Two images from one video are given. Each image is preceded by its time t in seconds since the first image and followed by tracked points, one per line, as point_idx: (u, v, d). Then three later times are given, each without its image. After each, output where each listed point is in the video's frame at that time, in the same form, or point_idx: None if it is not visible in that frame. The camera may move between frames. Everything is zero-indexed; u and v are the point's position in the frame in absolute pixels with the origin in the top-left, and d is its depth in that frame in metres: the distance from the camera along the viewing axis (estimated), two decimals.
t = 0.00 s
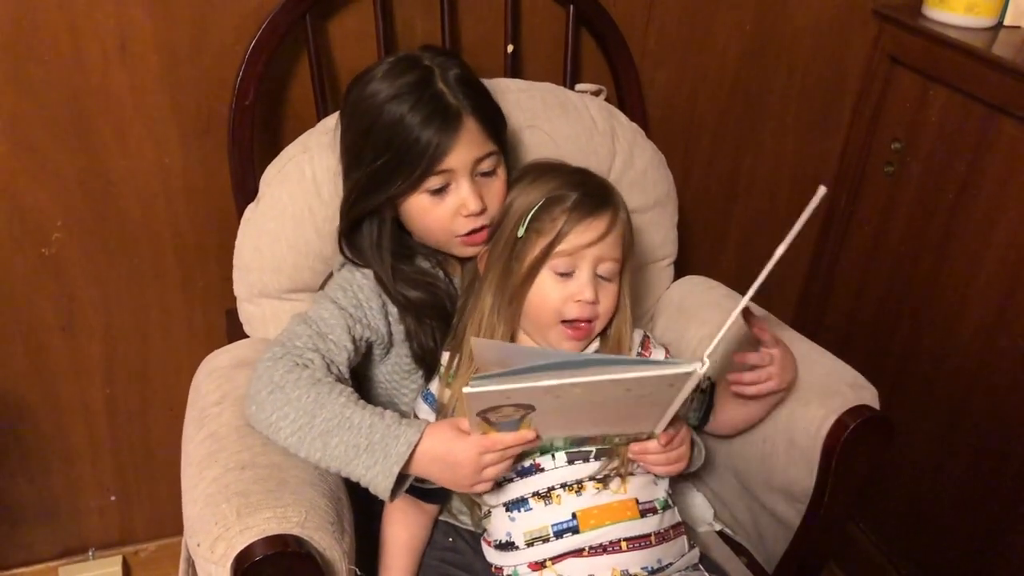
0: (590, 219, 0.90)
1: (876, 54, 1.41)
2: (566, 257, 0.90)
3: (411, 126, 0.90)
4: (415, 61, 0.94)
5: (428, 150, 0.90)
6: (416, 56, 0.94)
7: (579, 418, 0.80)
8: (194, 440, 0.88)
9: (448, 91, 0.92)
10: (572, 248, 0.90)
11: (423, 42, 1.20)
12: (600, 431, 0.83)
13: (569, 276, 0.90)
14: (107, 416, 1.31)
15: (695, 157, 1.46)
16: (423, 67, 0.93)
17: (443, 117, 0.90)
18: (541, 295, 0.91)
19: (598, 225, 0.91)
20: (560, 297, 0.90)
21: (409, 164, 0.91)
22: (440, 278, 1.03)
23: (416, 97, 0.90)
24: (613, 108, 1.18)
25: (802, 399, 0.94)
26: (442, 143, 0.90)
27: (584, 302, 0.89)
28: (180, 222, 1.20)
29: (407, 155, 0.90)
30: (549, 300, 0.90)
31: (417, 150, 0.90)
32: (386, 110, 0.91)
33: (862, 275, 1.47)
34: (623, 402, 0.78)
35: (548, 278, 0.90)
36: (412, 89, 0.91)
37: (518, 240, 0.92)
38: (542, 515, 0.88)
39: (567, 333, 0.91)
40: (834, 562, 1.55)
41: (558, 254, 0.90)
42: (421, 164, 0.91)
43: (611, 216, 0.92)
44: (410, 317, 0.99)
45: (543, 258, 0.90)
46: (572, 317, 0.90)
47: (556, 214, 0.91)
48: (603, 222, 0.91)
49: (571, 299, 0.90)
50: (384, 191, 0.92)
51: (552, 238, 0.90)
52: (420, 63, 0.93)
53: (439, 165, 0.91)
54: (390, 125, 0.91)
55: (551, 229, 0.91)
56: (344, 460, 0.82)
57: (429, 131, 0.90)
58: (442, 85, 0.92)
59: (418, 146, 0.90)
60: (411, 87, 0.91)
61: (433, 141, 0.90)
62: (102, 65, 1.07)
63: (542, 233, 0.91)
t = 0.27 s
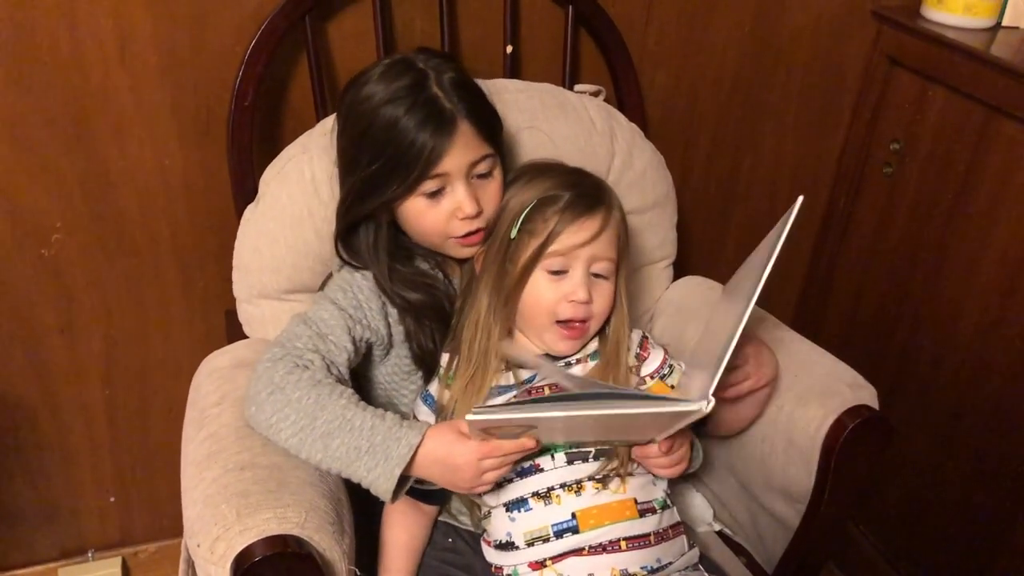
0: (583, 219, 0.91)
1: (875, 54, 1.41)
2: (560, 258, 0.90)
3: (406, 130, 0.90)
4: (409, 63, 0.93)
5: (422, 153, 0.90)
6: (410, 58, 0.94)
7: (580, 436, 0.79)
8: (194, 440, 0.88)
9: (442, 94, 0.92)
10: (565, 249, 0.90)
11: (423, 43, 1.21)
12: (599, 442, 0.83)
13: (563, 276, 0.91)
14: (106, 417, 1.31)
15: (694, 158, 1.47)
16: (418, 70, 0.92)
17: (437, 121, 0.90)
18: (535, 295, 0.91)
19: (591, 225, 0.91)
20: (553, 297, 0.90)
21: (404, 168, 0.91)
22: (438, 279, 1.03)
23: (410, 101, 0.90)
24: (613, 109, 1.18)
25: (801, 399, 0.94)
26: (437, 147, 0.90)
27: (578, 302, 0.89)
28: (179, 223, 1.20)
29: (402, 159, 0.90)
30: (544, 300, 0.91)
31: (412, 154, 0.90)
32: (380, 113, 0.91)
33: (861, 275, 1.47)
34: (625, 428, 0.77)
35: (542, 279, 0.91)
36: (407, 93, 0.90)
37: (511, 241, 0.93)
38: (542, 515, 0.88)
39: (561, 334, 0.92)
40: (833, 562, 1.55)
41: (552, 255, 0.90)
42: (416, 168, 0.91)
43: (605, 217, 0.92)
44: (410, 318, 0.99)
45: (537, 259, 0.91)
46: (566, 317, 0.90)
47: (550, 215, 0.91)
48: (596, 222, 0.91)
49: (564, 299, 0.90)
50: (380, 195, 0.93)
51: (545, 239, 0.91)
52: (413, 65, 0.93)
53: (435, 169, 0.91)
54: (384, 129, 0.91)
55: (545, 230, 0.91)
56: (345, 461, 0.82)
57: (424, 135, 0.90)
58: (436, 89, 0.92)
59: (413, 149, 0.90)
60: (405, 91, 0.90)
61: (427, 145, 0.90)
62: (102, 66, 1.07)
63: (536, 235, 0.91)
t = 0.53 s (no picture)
0: (575, 219, 0.90)
1: (872, 56, 1.42)
2: (554, 258, 0.89)
3: (393, 129, 0.90)
4: (395, 64, 0.94)
5: (410, 152, 0.90)
6: (396, 59, 0.94)
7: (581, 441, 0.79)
8: (192, 443, 0.88)
9: (428, 92, 0.92)
10: (559, 250, 0.89)
11: (420, 46, 1.21)
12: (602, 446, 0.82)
13: (558, 276, 0.89)
14: (104, 420, 1.31)
15: (692, 160, 1.47)
16: (405, 69, 0.93)
17: (423, 118, 0.90)
18: (529, 295, 0.90)
19: (585, 226, 0.90)
20: (548, 298, 0.89)
21: (393, 166, 0.91)
22: (433, 279, 1.03)
23: (397, 100, 0.90)
24: (610, 111, 1.19)
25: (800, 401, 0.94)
26: (423, 144, 0.90)
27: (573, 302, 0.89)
28: (177, 226, 1.20)
29: (391, 158, 0.91)
30: (538, 301, 0.90)
31: (400, 153, 0.90)
32: (368, 114, 0.91)
33: (859, 277, 1.47)
34: (625, 435, 0.76)
35: (536, 280, 0.90)
36: (393, 92, 0.91)
37: (506, 243, 0.92)
38: (539, 518, 0.88)
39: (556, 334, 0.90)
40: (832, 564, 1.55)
41: (545, 256, 0.89)
42: (405, 166, 0.91)
43: (598, 217, 0.92)
44: (407, 319, 0.99)
45: (530, 260, 0.90)
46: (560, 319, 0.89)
47: (543, 216, 0.91)
48: (590, 223, 0.91)
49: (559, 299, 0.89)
50: (370, 194, 0.93)
51: (539, 241, 0.90)
52: (399, 65, 0.93)
53: (423, 166, 0.91)
54: (371, 128, 0.91)
55: (539, 232, 0.90)
56: (344, 463, 0.82)
57: (412, 133, 0.90)
58: (423, 87, 0.92)
59: (401, 148, 0.90)
60: (391, 90, 0.91)
61: (414, 143, 0.90)
62: (99, 70, 1.07)
63: (530, 236, 0.91)
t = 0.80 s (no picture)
0: (566, 217, 0.91)
1: (870, 54, 1.42)
2: (546, 257, 0.90)
3: (383, 136, 0.90)
4: (387, 69, 0.93)
5: (401, 159, 0.90)
6: (388, 64, 0.94)
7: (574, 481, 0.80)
8: (191, 446, 0.88)
9: (419, 99, 0.91)
10: (550, 249, 0.90)
11: (417, 46, 1.21)
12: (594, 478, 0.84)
13: (550, 276, 0.90)
14: (104, 423, 1.30)
15: (690, 160, 1.47)
16: (396, 75, 0.92)
17: (415, 125, 0.90)
18: (522, 295, 0.91)
19: (575, 224, 0.91)
20: (541, 298, 0.90)
21: (384, 173, 0.91)
22: (431, 282, 1.03)
23: (388, 107, 0.90)
24: (607, 112, 1.19)
25: (799, 400, 0.94)
26: (415, 151, 0.90)
27: (565, 301, 0.89)
28: (175, 229, 1.20)
29: (382, 165, 0.91)
30: (531, 300, 0.90)
31: (392, 160, 0.90)
32: (360, 120, 0.91)
33: (858, 275, 1.47)
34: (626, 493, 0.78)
35: (529, 280, 0.91)
36: (384, 99, 0.91)
37: (498, 244, 0.93)
38: (539, 519, 0.88)
39: (551, 333, 0.91)
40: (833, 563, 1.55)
41: (537, 255, 0.90)
42: (396, 174, 0.91)
43: (588, 213, 0.92)
44: (405, 322, 1.00)
45: (522, 260, 0.91)
46: (554, 318, 0.90)
47: (534, 216, 0.91)
48: (581, 219, 0.91)
49: (551, 299, 0.89)
50: (362, 201, 0.93)
51: (531, 239, 0.91)
52: (392, 71, 0.93)
53: (414, 174, 0.91)
54: (362, 136, 0.91)
55: (530, 231, 0.91)
56: (343, 467, 0.82)
57: (402, 140, 0.90)
58: (413, 94, 0.91)
59: (392, 155, 0.90)
60: (383, 96, 0.91)
61: (405, 149, 0.90)
62: (97, 72, 1.07)
63: (520, 236, 0.91)
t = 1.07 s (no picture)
0: (549, 219, 0.91)
1: (868, 53, 1.42)
2: (529, 262, 0.91)
3: (374, 137, 0.90)
4: (381, 71, 0.93)
5: (391, 161, 0.90)
6: (384, 66, 0.94)
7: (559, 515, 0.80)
8: (191, 449, 0.88)
9: (412, 102, 0.91)
10: (534, 252, 0.91)
11: (416, 49, 1.21)
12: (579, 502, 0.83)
13: (535, 280, 0.91)
14: (104, 427, 1.31)
15: (689, 160, 1.47)
16: (391, 77, 0.92)
17: (405, 127, 0.90)
18: (510, 299, 0.92)
19: (558, 226, 0.92)
20: (529, 301, 0.91)
21: (375, 175, 0.91)
22: (430, 284, 1.03)
23: (381, 108, 0.90)
24: (606, 112, 1.19)
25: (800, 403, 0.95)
26: (406, 153, 0.90)
27: (552, 304, 0.90)
28: (175, 232, 1.20)
29: (373, 167, 0.91)
30: (519, 304, 0.92)
31: (382, 161, 0.90)
32: (353, 122, 0.91)
33: (858, 274, 1.47)
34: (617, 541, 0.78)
35: (515, 284, 0.92)
36: (380, 100, 0.91)
37: (484, 250, 0.94)
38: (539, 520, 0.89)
39: (541, 336, 0.93)
40: (834, 562, 1.54)
41: (522, 259, 0.91)
42: (385, 176, 0.91)
43: (571, 214, 0.92)
44: (404, 324, 1.00)
45: (507, 264, 0.92)
46: (542, 321, 0.91)
47: (517, 220, 0.92)
48: (562, 220, 0.92)
49: (538, 303, 0.90)
50: (355, 203, 0.93)
51: (514, 243, 0.92)
52: (387, 73, 0.93)
53: (405, 175, 0.91)
54: (354, 138, 0.91)
55: (514, 234, 0.92)
56: (344, 470, 0.82)
57: (393, 142, 0.90)
58: (406, 96, 0.91)
59: (383, 156, 0.90)
60: (378, 97, 0.91)
61: (396, 150, 0.90)
62: (96, 76, 1.07)
63: (503, 242, 0.92)
